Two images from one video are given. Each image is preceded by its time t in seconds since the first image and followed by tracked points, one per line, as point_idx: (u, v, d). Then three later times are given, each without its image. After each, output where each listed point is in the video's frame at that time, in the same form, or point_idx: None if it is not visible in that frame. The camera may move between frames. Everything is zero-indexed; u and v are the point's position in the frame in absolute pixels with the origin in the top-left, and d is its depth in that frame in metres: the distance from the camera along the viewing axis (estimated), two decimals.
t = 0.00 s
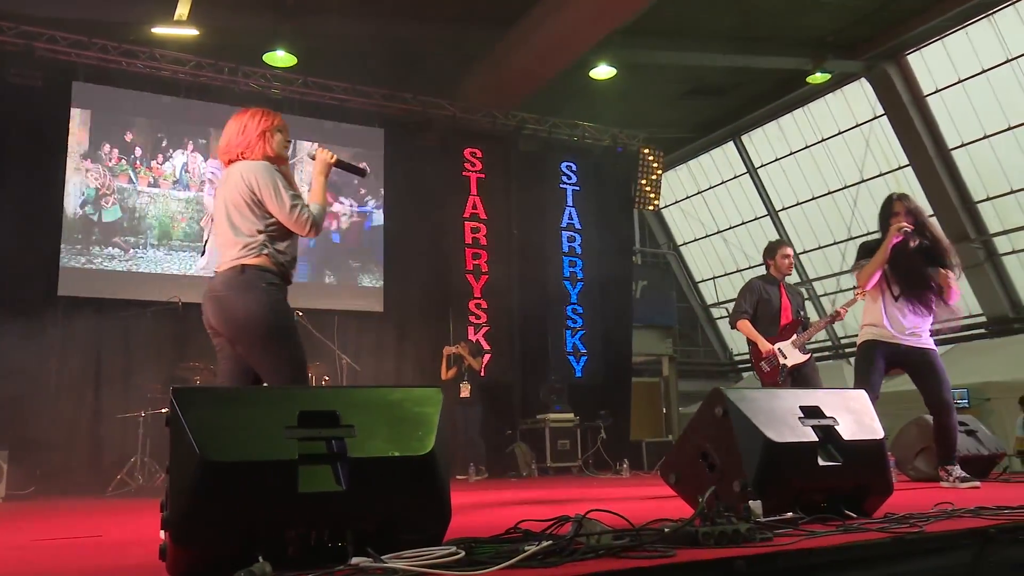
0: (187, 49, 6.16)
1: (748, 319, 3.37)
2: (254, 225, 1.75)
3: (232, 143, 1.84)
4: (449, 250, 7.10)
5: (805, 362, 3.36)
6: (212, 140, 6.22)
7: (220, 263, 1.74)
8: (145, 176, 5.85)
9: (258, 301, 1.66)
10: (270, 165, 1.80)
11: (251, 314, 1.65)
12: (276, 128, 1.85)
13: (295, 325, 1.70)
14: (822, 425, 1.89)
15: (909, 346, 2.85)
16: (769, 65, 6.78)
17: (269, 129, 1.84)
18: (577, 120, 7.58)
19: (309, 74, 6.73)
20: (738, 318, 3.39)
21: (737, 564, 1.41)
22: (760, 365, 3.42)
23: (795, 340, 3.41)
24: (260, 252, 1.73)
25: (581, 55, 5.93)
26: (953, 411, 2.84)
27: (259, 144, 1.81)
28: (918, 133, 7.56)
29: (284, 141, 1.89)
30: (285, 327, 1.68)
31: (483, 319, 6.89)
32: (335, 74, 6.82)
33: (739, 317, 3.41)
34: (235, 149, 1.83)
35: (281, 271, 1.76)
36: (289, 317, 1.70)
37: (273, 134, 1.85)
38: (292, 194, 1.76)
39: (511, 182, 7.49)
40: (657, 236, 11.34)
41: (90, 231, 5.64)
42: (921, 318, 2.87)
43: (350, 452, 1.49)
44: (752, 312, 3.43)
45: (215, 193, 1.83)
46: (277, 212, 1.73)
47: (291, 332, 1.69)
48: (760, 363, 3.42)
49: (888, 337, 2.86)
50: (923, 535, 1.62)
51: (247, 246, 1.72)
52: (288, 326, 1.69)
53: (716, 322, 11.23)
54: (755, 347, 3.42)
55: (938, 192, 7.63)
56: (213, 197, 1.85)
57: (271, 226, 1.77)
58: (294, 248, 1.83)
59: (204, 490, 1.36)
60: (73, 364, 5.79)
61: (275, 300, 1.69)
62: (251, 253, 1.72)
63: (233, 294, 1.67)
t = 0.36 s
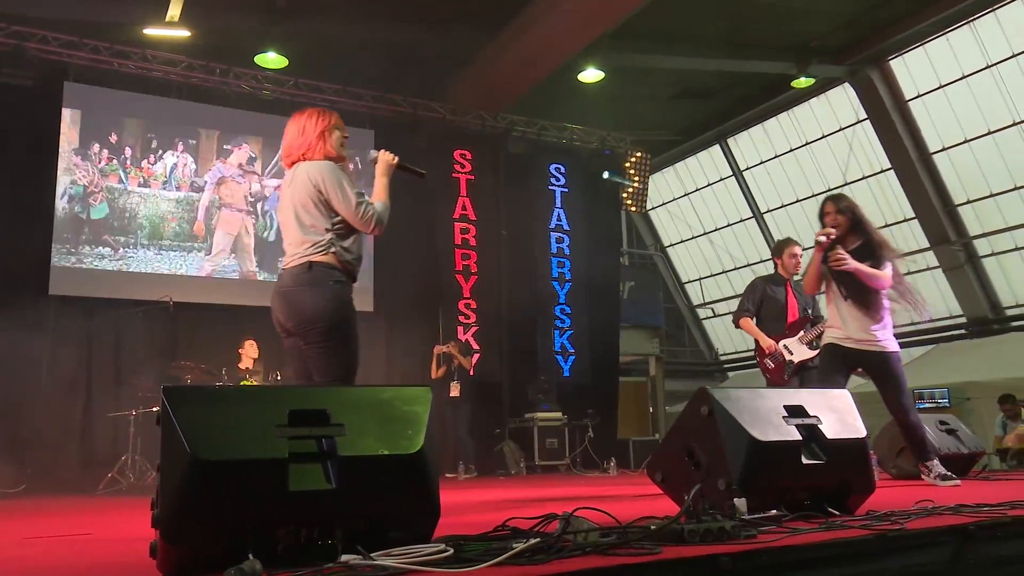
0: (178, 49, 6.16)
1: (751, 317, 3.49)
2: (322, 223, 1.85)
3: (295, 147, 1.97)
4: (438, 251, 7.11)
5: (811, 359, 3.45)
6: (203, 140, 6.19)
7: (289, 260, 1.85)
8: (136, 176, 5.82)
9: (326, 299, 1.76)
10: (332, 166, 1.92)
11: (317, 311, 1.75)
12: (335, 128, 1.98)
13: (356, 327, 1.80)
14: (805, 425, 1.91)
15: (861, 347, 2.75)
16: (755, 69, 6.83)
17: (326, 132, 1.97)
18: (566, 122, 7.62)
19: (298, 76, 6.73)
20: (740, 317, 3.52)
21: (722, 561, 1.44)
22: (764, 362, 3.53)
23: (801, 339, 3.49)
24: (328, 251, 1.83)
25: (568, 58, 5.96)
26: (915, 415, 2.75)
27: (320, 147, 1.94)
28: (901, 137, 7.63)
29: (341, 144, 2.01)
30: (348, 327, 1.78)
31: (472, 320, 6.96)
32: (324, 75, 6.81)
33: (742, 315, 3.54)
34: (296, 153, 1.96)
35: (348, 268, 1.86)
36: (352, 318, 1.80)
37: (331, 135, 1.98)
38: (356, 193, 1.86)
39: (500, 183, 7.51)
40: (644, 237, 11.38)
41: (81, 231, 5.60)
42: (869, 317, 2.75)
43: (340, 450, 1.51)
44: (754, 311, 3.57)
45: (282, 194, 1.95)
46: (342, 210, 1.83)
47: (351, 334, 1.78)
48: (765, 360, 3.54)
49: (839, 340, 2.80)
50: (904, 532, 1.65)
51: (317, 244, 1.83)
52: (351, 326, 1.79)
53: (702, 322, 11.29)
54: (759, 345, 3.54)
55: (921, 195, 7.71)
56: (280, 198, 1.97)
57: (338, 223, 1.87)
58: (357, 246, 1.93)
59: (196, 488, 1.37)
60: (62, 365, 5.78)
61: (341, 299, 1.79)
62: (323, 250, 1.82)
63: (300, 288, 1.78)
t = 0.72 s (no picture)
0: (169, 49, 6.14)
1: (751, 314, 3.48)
2: (353, 223, 1.91)
3: (330, 153, 2.06)
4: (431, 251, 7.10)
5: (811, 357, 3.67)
6: (196, 138, 6.17)
7: (324, 263, 1.91)
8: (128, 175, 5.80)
9: (355, 299, 1.80)
10: (364, 169, 2.00)
11: (345, 313, 1.78)
12: (367, 133, 2.08)
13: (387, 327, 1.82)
14: (798, 425, 1.92)
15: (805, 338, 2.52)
16: (748, 70, 6.85)
17: (359, 138, 2.06)
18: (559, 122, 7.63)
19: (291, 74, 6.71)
20: (741, 315, 3.53)
21: (714, 560, 1.44)
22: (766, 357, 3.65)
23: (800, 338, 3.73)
24: (359, 252, 1.87)
25: (562, 59, 5.96)
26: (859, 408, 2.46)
27: (352, 151, 2.03)
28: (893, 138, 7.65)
29: (374, 150, 2.10)
30: (378, 326, 1.80)
31: (466, 319, 6.90)
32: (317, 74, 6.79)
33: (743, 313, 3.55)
34: (331, 159, 2.06)
35: (379, 267, 1.89)
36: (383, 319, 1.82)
37: (364, 141, 2.08)
38: (385, 192, 1.92)
39: (493, 182, 7.50)
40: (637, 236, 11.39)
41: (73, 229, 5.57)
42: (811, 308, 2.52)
43: (333, 450, 1.50)
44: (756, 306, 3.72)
45: (318, 200, 2.03)
46: (371, 208, 1.89)
47: (381, 333, 1.80)
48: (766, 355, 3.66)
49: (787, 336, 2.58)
50: (894, 531, 1.66)
51: (348, 246, 1.88)
52: (381, 326, 1.81)
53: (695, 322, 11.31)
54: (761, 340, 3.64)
55: (912, 196, 7.75)
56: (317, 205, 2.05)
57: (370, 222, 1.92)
58: (390, 247, 1.97)
59: (188, 488, 1.37)
60: (54, 364, 5.76)
61: (370, 298, 1.81)
62: (354, 250, 1.87)
63: (332, 291, 1.83)
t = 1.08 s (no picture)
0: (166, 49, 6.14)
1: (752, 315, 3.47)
2: (383, 233, 2.05)
3: (366, 168, 2.23)
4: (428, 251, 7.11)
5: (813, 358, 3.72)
6: (193, 139, 6.17)
7: (356, 272, 2.06)
8: (124, 175, 5.80)
9: (380, 305, 1.93)
10: (396, 182, 2.15)
11: (371, 318, 1.92)
12: (398, 148, 2.22)
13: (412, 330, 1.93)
14: (792, 425, 1.92)
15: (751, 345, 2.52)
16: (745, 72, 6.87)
17: (391, 152, 2.22)
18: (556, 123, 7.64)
19: (288, 75, 6.70)
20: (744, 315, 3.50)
21: (708, 560, 1.45)
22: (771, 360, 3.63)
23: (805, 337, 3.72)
24: (384, 259, 2.00)
25: (559, 60, 5.97)
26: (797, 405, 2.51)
27: (386, 166, 2.18)
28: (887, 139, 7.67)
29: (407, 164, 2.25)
30: (401, 329, 1.92)
31: (462, 319, 6.95)
32: (314, 75, 6.79)
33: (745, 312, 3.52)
34: (367, 173, 2.22)
35: (407, 274, 2.01)
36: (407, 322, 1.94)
37: (396, 154, 2.22)
38: (414, 203, 2.05)
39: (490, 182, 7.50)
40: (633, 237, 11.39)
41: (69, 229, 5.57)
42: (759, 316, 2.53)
43: (329, 450, 1.51)
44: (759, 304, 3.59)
45: (355, 213, 2.19)
46: (399, 218, 2.02)
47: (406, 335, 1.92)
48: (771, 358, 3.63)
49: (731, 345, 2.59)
50: (889, 531, 1.67)
51: (376, 255, 2.01)
52: (405, 329, 1.93)
53: (691, 322, 11.36)
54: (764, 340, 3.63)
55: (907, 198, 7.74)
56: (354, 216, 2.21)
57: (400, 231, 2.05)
58: (420, 253, 2.09)
59: (185, 489, 1.37)
60: (50, 364, 5.75)
61: (395, 303, 1.94)
62: (382, 257, 2.00)
63: (361, 299, 1.98)
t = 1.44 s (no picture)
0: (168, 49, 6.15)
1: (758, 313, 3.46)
2: (396, 238, 2.15)
3: (383, 175, 2.33)
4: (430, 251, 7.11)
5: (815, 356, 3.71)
6: (196, 139, 6.18)
7: (372, 276, 2.17)
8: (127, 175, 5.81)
9: (395, 309, 2.05)
10: (411, 190, 2.24)
11: (386, 321, 2.04)
12: (415, 157, 2.31)
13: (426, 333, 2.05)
14: (795, 425, 1.92)
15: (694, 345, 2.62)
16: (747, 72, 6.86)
17: (409, 160, 2.31)
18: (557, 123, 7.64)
19: (290, 75, 6.71)
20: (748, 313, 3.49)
21: (711, 561, 1.45)
22: (773, 360, 3.63)
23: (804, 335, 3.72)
24: (398, 264, 2.11)
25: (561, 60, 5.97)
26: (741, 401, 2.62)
27: (402, 173, 2.27)
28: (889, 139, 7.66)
29: (424, 172, 2.34)
30: (416, 333, 2.04)
31: (464, 320, 6.94)
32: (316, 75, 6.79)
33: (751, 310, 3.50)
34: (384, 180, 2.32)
35: (419, 279, 2.12)
36: (422, 326, 2.06)
37: (413, 162, 2.31)
38: (428, 210, 2.14)
39: (492, 182, 7.50)
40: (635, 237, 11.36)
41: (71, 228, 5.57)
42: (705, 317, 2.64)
43: (331, 450, 1.51)
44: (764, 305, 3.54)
45: (371, 217, 2.29)
46: (413, 224, 2.12)
47: (421, 338, 2.04)
48: (773, 358, 3.63)
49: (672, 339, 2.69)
50: (891, 532, 1.67)
51: (390, 260, 2.12)
52: (419, 332, 2.04)
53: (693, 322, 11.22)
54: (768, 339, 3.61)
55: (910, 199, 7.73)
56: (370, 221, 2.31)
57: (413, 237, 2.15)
58: (432, 257, 2.20)
59: (188, 487, 1.37)
60: (52, 364, 5.75)
61: (408, 307, 2.06)
62: (395, 262, 2.12)
63: (376, 303, 2.09)
